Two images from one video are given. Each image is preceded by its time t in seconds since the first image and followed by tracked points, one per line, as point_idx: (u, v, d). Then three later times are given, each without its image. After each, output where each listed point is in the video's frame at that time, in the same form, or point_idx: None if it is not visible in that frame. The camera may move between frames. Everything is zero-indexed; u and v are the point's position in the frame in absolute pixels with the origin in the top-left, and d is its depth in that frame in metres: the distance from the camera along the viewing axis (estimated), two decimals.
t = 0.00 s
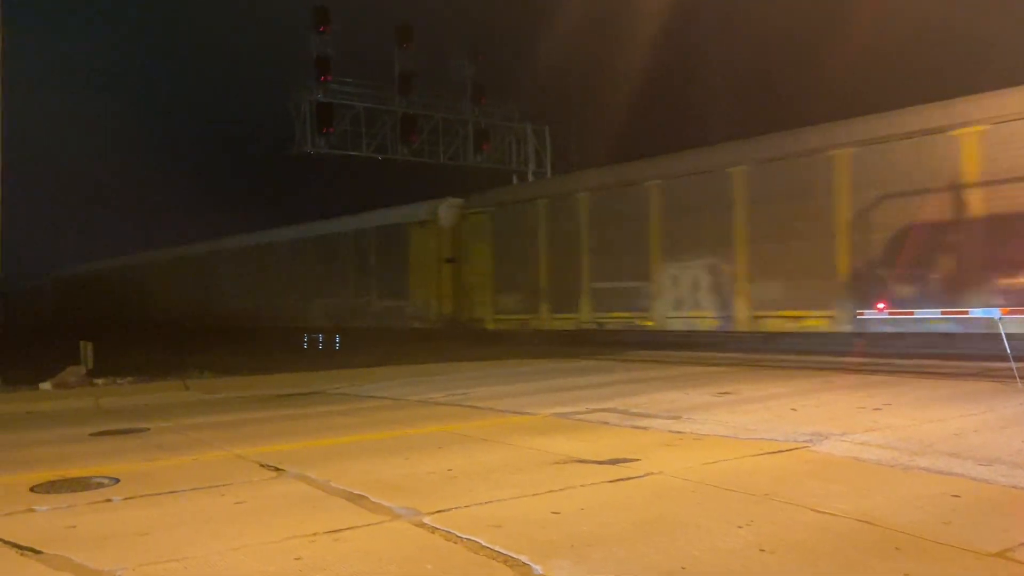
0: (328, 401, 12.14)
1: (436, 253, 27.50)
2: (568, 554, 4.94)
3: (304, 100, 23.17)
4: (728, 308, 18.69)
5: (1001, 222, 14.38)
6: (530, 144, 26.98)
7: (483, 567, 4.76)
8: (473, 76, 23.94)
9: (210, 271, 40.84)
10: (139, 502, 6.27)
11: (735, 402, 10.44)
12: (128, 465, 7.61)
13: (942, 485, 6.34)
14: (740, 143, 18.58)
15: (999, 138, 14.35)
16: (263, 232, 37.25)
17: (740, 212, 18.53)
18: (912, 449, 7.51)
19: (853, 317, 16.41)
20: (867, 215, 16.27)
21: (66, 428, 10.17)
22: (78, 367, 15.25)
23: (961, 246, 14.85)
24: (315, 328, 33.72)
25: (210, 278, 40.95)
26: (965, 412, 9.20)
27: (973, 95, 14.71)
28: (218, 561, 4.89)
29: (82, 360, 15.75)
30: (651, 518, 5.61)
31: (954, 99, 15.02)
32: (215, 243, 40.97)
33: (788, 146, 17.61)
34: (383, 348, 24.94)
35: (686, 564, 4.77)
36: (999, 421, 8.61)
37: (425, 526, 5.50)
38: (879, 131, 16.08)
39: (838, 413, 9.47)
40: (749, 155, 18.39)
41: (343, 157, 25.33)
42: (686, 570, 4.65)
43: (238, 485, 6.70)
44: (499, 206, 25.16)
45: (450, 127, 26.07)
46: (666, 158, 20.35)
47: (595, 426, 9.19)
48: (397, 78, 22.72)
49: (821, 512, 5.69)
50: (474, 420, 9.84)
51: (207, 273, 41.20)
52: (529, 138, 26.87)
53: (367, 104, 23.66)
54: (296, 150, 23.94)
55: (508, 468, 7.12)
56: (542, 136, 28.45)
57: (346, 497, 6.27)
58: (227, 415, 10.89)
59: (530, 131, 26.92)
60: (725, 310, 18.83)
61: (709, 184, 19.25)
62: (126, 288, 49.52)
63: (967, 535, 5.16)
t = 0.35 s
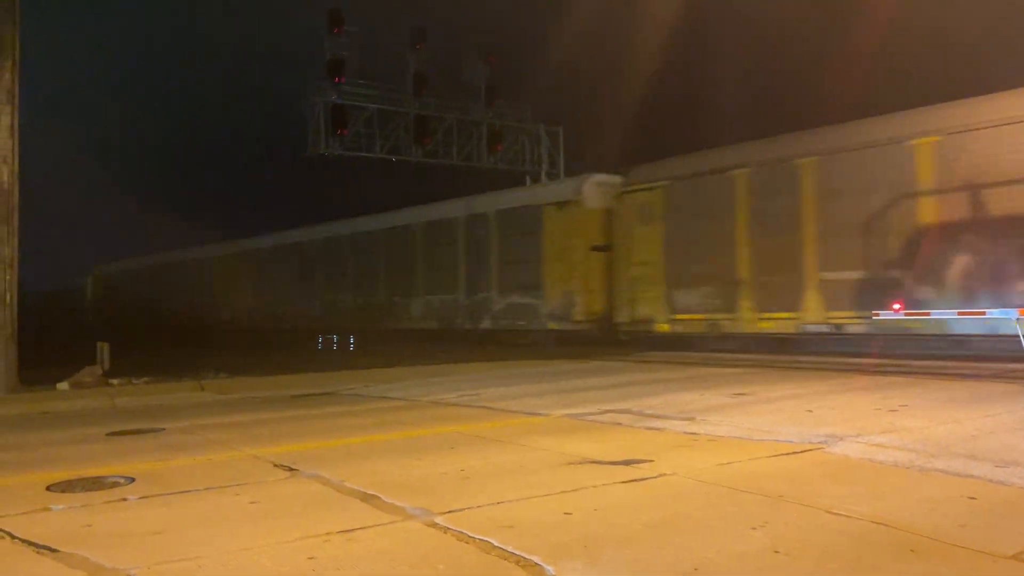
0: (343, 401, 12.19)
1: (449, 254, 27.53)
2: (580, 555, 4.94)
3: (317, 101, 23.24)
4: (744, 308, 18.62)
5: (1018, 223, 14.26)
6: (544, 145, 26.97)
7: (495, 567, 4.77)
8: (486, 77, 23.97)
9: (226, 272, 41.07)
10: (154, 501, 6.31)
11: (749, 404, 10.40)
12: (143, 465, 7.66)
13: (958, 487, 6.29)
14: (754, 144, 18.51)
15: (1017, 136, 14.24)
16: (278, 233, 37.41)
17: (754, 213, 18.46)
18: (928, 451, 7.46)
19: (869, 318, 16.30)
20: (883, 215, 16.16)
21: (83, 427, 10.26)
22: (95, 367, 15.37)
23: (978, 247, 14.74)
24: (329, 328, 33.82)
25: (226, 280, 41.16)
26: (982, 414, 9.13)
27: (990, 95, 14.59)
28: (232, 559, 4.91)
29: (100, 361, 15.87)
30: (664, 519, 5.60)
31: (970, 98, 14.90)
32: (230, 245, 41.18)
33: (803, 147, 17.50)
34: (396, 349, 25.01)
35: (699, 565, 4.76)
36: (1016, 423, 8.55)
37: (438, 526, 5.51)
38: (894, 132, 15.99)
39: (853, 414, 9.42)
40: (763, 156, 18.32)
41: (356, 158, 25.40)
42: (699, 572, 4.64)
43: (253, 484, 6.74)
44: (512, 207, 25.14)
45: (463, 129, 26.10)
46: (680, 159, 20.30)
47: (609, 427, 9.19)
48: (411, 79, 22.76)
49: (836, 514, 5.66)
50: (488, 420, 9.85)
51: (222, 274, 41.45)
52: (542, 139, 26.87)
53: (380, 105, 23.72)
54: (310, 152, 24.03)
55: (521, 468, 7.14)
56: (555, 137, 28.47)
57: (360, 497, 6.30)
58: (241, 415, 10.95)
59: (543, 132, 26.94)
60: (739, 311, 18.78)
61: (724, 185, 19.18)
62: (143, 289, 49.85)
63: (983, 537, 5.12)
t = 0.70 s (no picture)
0: (356, 400, 12.23)
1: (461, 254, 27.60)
2: (591, 553, 4.95)
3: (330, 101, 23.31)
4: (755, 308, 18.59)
5: None
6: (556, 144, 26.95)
7: (506, 565, 4.78)
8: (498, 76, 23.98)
9: (240, 272, 41.28)
10: (169, 499, 6.37)
11: (762, 403, 10.37)
12: (157, 463, 7.71)
13: (972, 487, 6.25)
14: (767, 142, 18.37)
15: None
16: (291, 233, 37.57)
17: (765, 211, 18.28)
18: (943, 450, 7.41)
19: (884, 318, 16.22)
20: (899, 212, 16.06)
21: (99, 426, 10.35)
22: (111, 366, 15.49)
23: (993, 245, 14.63)
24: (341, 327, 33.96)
25: (240, 279, 41.37)
26: (997, 413, 9.06)
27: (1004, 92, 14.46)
28: (245, 557, 4.95)
29: (115, 360, 15.98)
30: (675, 519, 5.59)
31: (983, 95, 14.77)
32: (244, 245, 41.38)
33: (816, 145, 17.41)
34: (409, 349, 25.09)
35: (709, 564, 4.76)
36: None
37: (449, 524, 5.53)
38: (909, 129, 15.89)
39: (867, 414, 9.36)
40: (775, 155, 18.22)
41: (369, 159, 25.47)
42: (710, 570, 4.64)
43: (267, 482, 6.79)
44: (525, 207, 25.15)
45: (475, 128, 26.12)
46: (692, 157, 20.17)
47: (621, 425, 9.19)
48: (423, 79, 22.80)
49: (848, 513, 5.65)
50: (499, 419, 9.86)
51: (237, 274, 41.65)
52: (554, 139, 26.86)
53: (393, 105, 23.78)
54: (324, 152, 24.12)
55: (532, 467, 7.15)
56: (568, 136, 28.46)
57: (372, 495, 6.33)
58: (253, 414, 11.00)
59: (555, 131, 26.93)
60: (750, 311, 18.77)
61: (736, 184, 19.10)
62: (158, 289, 50.15)
63: (996, 537, 5.10)
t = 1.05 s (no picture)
0: (369, 398, 12.31)
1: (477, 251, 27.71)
2: (602, 550, 4.97)
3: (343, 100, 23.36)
4: (773, 304, 18.57)
5: None
6: (568, 141, 26.97)
7: (518, 561, 4.81)
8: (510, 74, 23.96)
9: (254, 271, 41.46)
10: (184, 495, 6.42)
11: (776, 400, 10.34)
12: (172, 461, 7.78)
13: (987, 484, 6.22)
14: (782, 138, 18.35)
15: None
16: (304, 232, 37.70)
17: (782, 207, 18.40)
18: (957, 446, 7.37)
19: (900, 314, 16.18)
20: (914, 208, 16.02)
21: (114, 424, 10.43)
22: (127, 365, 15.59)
23: (1010, 239, 14.55)
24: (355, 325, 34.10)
25: (254, 278, 41.55)
26: (1012, 409, 9.01)
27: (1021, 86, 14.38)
28: (259, 552, 5.00)
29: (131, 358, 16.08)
30: (687, 515, 5.59)
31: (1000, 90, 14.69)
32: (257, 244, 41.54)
33: (831, 140, 17.37)
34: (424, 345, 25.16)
35: (721, 561, 4.75)
36: None
37: (461, 521, 5.56)
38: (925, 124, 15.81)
39: (880, 410, 9.33)
40: (790, 151, 18.18)
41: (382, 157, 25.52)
42: (722, 567, 4.64)
43: (281, 479, 6.83)
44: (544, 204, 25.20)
45: (488, 126, 26.13)
46: (706, 153, 20.14)
47: (633, 422, 9.18)
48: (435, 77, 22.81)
49: (861, 510, 5.63)
50: (511, 417, 9.88)
51: (251, 272, 41.81)
52: (567, 136, 26.87)
53: (405, 104, 23.81)
54: (336, 151, 24.19)
55: (544, 463, 7.17)
56: (580, 133, 28.49)
57: (385, 491, 6.37)
58: (267, 412, 11.07)
59: (567, 128, 26.95)
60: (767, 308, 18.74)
61: (752, 180, 19.07)
62: (173, 288, 50.40)
63: (1009, 534, 5.08)
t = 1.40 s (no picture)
0: (376, 395, 12.34)
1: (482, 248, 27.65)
2: (610, 545, 4.98)
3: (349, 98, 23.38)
4: (780, 300, 18.48)
5: None
6: (575, 138, 26.95)
7: (525, 556, 4.83)
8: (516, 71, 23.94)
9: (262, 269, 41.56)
10: (194, 492, 6.46)
11: (783, 396, 10.32)
12: (182, 458, 7.81)
13: (994, 479, 6.21)
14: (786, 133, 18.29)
15: None
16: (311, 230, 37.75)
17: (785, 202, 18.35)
18: (966, 442, 7.36)
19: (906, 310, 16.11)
20: (918, 203, 15.95)
21: (123, 421, 10.49)
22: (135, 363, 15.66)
23: (1019, 235, 14.48)
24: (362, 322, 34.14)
25: (261, 276, 41.66)
26: (1021, 405, 8.97)
27: None
28: (268, 548, 5.03)
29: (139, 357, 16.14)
30: (694, 512, 5.59)
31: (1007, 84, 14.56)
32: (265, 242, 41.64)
33: (837, 135, 17.27)
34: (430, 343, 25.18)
35: (729, 557, 4.76)
36: None
37: (468, 517, 5.58)
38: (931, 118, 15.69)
39: (888, 406, 9.30)
40: (795, 147, 18.10)
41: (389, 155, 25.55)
42: (729, 563, 4.65)
43: (289, 475, 6.86)
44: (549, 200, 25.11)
45: (494, 123, 26.12)
46: (711, 149, 20.04)
47: (640, 419, 9.19)
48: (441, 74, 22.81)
49: (869, 506, 5.62)
50: (518, 413, 9.89)
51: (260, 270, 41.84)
52: (573, 133, 26.84)
53: (411, 101, 23.82)
54: (343, 149, 24.20)
55: (551, 460, 7.19)
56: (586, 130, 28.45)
57: (393, 488, 6.38)
58: (275, 409, 11.11)
59: (574, 126, 26.92)
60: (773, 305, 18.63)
61: (756, 176, 19.01)
62: (182, 287, 50.57)
63: (1016, 529, 5.07)
